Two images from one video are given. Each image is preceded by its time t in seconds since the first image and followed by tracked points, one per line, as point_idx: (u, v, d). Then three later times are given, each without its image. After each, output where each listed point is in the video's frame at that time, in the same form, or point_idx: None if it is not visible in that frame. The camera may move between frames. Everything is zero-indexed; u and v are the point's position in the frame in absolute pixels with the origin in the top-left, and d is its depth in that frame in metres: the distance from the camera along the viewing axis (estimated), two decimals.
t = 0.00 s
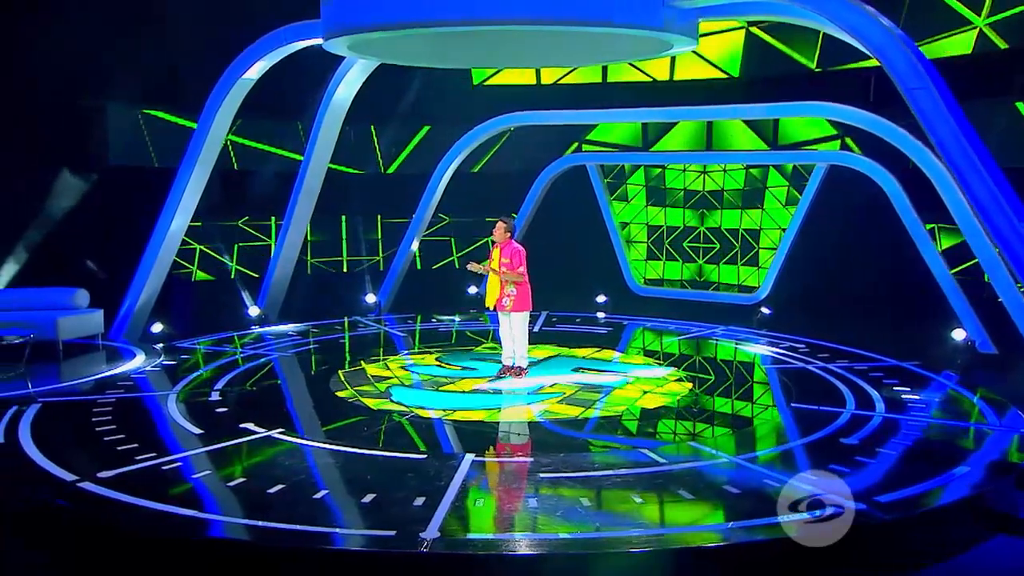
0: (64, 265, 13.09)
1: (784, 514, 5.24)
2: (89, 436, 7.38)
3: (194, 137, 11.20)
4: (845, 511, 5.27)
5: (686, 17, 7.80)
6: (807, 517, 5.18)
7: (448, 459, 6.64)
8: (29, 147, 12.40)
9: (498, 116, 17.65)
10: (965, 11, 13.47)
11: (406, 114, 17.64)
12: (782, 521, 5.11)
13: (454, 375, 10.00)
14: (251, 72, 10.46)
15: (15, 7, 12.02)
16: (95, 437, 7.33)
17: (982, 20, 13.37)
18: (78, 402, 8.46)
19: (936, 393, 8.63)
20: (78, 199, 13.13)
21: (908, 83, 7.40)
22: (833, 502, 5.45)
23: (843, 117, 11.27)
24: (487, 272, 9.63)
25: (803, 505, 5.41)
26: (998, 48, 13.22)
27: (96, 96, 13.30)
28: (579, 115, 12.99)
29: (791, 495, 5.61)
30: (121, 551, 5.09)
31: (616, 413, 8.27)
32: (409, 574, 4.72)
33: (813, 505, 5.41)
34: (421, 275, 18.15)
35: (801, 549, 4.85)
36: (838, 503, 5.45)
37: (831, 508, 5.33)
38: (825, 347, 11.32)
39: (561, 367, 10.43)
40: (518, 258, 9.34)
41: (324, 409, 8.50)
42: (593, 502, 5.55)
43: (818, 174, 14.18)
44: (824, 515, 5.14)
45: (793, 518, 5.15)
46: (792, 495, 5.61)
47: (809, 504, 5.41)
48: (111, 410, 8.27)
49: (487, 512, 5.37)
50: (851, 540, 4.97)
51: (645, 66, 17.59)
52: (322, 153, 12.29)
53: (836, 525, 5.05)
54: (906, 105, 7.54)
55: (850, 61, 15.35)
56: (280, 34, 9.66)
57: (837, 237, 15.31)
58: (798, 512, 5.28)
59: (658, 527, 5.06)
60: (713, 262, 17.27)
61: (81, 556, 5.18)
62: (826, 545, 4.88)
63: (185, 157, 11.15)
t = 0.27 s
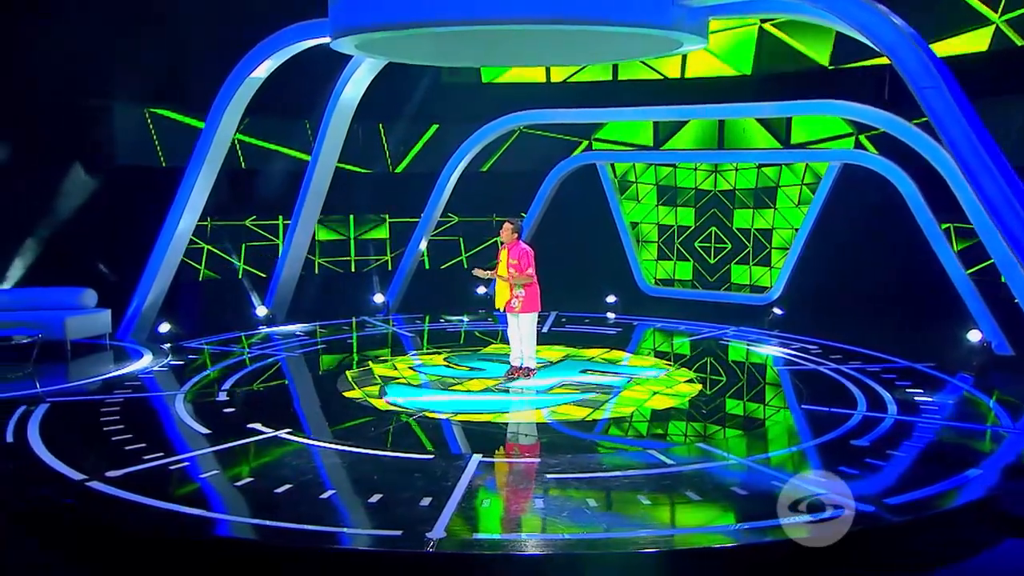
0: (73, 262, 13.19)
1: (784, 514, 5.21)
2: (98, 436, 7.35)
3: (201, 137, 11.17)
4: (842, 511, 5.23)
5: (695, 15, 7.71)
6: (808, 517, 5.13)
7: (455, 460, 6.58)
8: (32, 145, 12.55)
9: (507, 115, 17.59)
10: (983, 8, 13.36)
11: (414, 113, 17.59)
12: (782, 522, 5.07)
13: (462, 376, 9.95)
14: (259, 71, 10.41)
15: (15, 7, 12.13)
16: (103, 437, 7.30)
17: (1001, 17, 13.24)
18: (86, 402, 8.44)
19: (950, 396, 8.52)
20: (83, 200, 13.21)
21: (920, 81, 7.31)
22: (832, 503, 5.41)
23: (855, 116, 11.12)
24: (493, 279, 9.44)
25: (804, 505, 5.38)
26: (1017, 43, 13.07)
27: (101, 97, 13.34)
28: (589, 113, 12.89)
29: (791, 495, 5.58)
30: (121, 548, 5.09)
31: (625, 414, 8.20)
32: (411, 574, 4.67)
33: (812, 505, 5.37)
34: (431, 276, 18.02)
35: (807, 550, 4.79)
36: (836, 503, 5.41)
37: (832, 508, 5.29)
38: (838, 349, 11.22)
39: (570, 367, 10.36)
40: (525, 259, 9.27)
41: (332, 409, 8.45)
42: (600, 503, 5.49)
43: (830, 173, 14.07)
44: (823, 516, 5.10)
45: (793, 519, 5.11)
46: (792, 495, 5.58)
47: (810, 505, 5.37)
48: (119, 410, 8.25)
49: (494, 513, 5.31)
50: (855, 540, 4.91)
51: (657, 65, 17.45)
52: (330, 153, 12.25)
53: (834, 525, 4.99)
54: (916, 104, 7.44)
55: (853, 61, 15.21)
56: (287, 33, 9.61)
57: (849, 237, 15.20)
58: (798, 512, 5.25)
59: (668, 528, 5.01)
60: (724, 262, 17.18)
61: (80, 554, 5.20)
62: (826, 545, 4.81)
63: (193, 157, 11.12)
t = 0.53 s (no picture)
0: (78, 261, 13.18)
1: (784, 514, 5.16)
2: (103, 436, 7.30)
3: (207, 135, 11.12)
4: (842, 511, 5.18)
5: (704, 13, 7.61)
6: (809, 518, 5.07)
7: (460, 460, 6.51)
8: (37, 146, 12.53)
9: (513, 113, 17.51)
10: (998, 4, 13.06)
11: (420, 112, 17.51)
12: (782, 523, 5.00)
13: (469, 376, 9.90)
14: (264, 70, 10.35)
15: (19, 6, 12.15)
16: (109, 437, 7.25)
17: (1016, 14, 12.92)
18: (91, 403, 8.39)
19: (963, 398, 8.41)
20: (86, 199, 13.20)
21: (930, 81, 7.20)
22: (832, 503, 5.35)
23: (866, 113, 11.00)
24: (502, 272, 9.50)
25: (804, 505, 5.32)
26: None
27: (106, 96, 13.34)
28: (597, 111, 12.80)
29: (791, 494, 5.55)
30: (123, 545, 5.08)
31: (632, 415, 8.11)
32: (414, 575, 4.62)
33: (812, 504, 5.32)
34: (437, 277, 18.01)
35: (818, 553, 4.71)
36: (837, 503, 5.36)
37: (831, 509, 5.23)
38: (849, 350, 11.11)
39: (577, 368, 10.29)
40: (532, 258, 9.22)
41: (338, 410, 8.37)
42: (604, 504, 5.43)
43: (842, 173, 13.95)
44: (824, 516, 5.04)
45: (792, 520, 5.04)
46: (791, 493, 5.55)
47: (810, 505, 5.32)
48: (124, 410, 8.20)
49: (498, 514, 5.25)
50: (864, 542, 4.82)
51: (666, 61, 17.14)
52: (336, 151, 12.19)
53: (836, 526, 4.91)
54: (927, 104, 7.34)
55: (861, 58, 15.19)
56: (293, 32, 9.54)
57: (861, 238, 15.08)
58: (798, 512, 5.19)
59: (678, 529, 4.94)
60: (733, 262, 17.09)
61: (82, 553, 5.20)
62: (826, 546, 4.72)
63: (199, 155, 11.08)
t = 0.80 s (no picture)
0: (79, 261, 13.12)
1: (784, 514, 5.11)
2: (103, 436, 7.25)
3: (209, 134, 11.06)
4: (844, 511, 5.12)
5: (709, 11, 7.51)
6: (812, 518, 5.01)
7: (462, 461, 6.44)
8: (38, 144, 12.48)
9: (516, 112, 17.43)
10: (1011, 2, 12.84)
11: (423, 112, 17.43)
12: (782, 523, 4.94)
13: (472, 376, 9.84)
14: (265, 69, 10.28)
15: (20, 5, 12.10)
16: (110, 438, 7.19)
17: None
18: (92, 403, 8.33)
19: (970, 401, 8.32)
20: (87, 198, 13.14)
21: (936, 80, 7.13)
22: (833, 503, 5.30)
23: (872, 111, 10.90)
24: (503, 275, 9.41)
25: (803, 505, 5.27)
26: None
27: (108, 95, 13.28)
28: (602, 109, 12.73)
29: (790, 493, 5.50)
30: (123, 546, 5.02)
31: (636, 416, 8.04)
32: None
33: (812, 505, 5.26)
34: (440, 277, 17.94)
35: (825, 554, 4.64)
36: (837, 502, 5.30)
37: (830, 509, 5.17)
38: (856, 350, 11.04)
39: (581, 369, 10.22)
40: (534, 260, 9.10)
41: (340, 411, 8.31)
42: (607, 504, 5.36)
43: (849, 173, 13.84)
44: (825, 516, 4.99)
45: (792, 520, 4.99)
46: (789, 493, 5.50)
47: (809, 505, 5.26)
48: (125, 411, 8.13)
49: (500, 515, 5.18)
50: (865, 543, 4.74)
51: (674, 59, 17.13)
52: (338, 151, 12.12)
53: (835, 526, 4.85)
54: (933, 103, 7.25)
55: (868, 56, 15.05)
56: (295, 30, 9.48)
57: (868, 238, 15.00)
58: (798, 512, 5.13)
59: (684, 530, 4.87)
60: (740, 261, 17.01)
61: (82, 553, 5.14)
62: (828, 545, 4.65)
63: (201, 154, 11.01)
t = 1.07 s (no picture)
0: (79, 261, 13.10)
1: (784, 514, 5.09)
2: (102, 436, 7.23)
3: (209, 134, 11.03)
4: (845, 511, 5.10)
5: (709, 11, 7.50)
6: (812, 518, 4.98)
7: (461, 461, 6.42)
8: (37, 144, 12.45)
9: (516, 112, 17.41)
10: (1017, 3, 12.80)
11: (423, 112, 17.41)
12: (782, 522, 4.93)
13: (472, 376, 9.84)
14: (265, 69, 10.26)
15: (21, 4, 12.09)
16: (109, 438, 7.17)
17: None
18: (91, 404, 8.31)
19: (969, 401, 8.30)
20: (87, 197, 13.12)
21: (935, 81, 7.10)
22: (833, 502, 5.28)
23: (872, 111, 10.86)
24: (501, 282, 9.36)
25: (803, 505, 5.25)
26: None
27: (108, 94, 13.26)
28: (601, 109, 12.71)
29: (791, 493, 5.47)
30: (123, 546, 4.99)
31: (635, 416, 8.04)
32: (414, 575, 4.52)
33: (812, 505, 5.24)
34: (440, 277, 17.93)
35: (825, 553, 4.62)
36: (837, 502, 5.28)
37: (831, 508, 5.15)
38: (856, 351, 11.02)
39: (581, 369, 10.20)
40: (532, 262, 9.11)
41: (340, 411, 8.29)
42: (606, 504, 5.35)
43: (850, 173, 13.81)
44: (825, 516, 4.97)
45: (792, 520, 4.96)
46: (790, 494, 5.47)
47: (810, 505, 5.24)
48: (125, 411, 8.11)
49: (498, 515, 5.15)
50: (864, 543, 4.72)
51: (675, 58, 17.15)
52: (338, 151, 12.10)
53: (837, 525, 4.83)
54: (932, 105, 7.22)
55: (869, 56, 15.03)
56: (294, 30, 9.46)
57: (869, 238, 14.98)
58: (798, 512, 5.11)
59: (683, 530, 4.85)
60: (741, 261, 16.98)
61: (82, 553, 5.12)
62: (832, 545, 4.63)
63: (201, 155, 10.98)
